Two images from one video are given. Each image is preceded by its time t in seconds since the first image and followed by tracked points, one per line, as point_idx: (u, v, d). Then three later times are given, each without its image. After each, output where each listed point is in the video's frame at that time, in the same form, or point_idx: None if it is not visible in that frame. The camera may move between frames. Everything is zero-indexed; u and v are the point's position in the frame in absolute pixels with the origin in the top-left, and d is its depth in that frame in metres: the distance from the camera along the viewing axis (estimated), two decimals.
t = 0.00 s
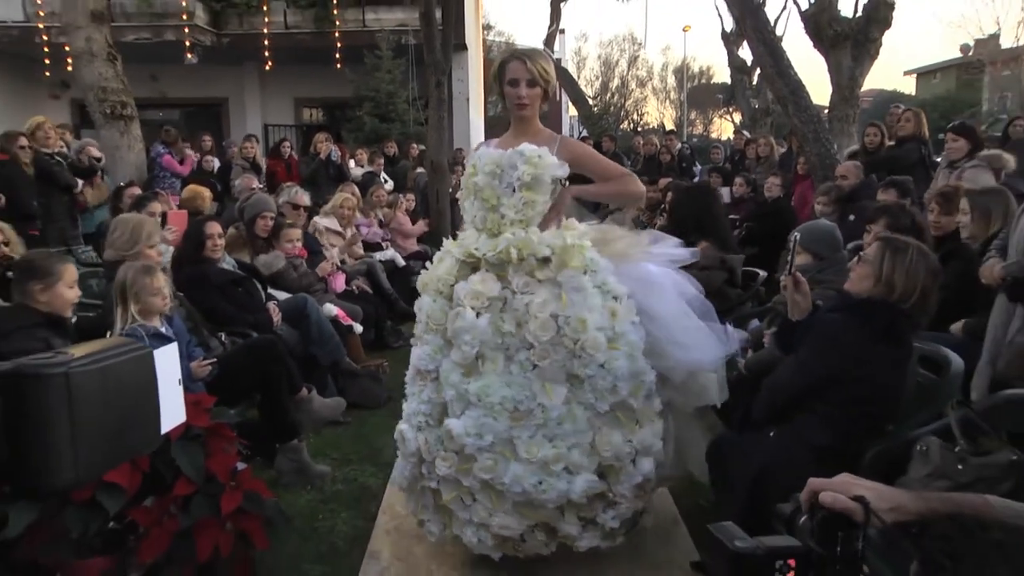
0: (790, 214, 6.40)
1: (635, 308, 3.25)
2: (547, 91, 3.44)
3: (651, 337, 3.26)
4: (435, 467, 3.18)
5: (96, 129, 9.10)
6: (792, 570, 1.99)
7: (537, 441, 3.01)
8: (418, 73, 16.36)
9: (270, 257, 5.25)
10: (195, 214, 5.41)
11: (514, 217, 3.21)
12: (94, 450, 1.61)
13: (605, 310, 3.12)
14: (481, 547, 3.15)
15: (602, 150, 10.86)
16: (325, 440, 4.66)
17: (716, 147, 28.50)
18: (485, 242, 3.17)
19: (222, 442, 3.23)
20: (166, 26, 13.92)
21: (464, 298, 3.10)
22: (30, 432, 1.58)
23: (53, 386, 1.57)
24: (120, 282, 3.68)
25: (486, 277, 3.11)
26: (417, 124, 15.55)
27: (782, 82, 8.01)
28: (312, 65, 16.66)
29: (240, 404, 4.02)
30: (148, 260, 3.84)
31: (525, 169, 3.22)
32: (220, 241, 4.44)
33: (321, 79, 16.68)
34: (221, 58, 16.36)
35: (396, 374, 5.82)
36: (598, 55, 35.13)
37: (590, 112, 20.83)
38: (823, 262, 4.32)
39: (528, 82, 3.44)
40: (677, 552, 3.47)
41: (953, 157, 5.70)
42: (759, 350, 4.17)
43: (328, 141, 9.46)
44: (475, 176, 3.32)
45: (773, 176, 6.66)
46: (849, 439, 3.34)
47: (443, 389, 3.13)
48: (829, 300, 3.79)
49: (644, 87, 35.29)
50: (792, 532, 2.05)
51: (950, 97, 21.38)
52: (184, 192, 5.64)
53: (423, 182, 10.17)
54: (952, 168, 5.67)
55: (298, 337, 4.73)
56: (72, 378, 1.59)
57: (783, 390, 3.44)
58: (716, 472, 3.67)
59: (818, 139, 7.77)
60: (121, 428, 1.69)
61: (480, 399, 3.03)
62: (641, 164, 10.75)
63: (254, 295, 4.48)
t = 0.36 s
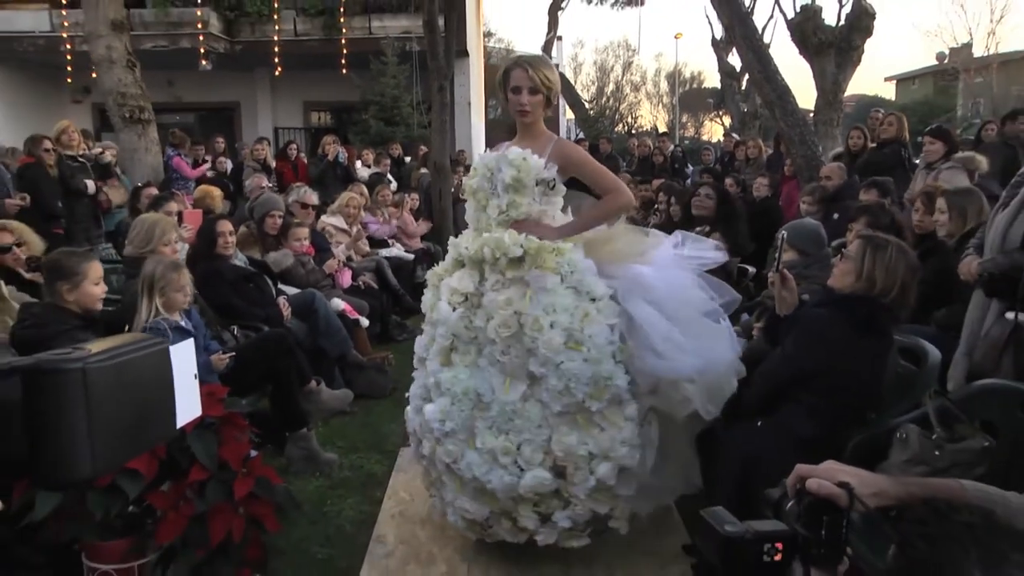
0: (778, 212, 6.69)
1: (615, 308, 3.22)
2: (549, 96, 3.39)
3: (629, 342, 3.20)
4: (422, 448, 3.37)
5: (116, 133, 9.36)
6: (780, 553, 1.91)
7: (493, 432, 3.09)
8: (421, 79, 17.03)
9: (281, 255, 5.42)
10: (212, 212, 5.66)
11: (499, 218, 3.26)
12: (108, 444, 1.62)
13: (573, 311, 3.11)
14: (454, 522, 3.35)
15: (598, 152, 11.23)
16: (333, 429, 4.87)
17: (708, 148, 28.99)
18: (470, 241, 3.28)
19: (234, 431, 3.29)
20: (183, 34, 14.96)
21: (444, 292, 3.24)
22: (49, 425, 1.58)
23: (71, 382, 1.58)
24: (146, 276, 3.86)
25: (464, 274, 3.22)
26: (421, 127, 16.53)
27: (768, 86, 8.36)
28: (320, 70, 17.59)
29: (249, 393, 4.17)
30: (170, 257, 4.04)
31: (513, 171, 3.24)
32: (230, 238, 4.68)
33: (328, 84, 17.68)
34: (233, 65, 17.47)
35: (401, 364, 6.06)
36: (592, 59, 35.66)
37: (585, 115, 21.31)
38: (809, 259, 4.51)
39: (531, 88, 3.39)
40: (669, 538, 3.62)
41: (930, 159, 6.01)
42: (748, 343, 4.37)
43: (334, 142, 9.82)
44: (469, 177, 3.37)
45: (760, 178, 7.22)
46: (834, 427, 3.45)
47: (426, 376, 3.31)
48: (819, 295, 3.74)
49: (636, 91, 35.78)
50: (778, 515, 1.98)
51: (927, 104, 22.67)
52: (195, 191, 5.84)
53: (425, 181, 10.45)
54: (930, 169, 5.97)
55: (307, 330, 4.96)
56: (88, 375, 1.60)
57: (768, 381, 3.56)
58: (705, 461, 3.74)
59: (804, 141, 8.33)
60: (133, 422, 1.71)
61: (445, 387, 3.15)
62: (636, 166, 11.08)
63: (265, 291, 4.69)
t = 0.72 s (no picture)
0: (768, 209, 6.92)
1: (590, 312, 3.32)
2: (550, 100, 3.49)
3: (602, 347, 3.24)
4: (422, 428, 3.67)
5: (131, 133, 9.51)
6: (767, 537, 2.18)
7: (465, 419, 3.36)
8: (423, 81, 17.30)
9: (288, 249, 5.59)
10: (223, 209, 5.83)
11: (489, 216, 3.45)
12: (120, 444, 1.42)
13: (545, 312, 3.25)
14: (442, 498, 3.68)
15: (595, 151, 11.51)
16: (339, 419, 5.05)
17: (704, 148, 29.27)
18: (463, 237, 3.50)
19: (244, 420, 2.86)
20: (194, 38, 15.43)
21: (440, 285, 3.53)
22: (62, 422, 1.40)
23: (84, 376, 1.39)
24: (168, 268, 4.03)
25: (454, 270, 3.48)
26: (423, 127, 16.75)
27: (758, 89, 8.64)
28: (324, 75, 17.97)
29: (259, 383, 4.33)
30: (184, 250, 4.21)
31: (501, 171, 3.40)
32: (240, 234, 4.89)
33: (333, 84, 18.05)
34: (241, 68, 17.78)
35: (403, 355, 6.25)
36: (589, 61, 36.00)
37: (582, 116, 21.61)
38: (796, 254, 4.68)
39: (535, 92, 3.49)
40: (661, 522, 3.79)
41: (912, 158, 6.23)
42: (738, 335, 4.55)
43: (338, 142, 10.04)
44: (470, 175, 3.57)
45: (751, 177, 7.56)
46: (817, 416, 3.57)
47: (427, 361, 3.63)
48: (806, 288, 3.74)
49: (632, 92, 36.09)
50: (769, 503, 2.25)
51: (912, 107, 23.69)
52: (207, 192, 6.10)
53: (426, 179, 10.67)
54: (911, 169, 6.20)
55: (313, 322, 5.16)
56: (103, 368, 1.41)
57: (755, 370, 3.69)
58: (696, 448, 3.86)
59: (792, 140, 8.59)
60: (150, 418, 1.51)
61: (434, 373, 3.47)
62: (632, 166, 11.33)
63: (272, 285, 4.88)
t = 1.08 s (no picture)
0: (765, 206, 6.95)
1: (585, 311, 3.33)
2: (550, 99, 3.50)
3: (595, 346, 3.24)
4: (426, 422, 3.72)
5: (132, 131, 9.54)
6: (764, 532, 2.30)
7: (465, 416, 3.41)
8: (423, 79, 17.32)
9: (288, 246, 5.63)
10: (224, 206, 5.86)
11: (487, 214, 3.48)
12: (104, 437, 1.46)
13: (540, 311, 3.27)
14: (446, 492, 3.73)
15: (594, 149, 11.54)
16: (339, 415, 5.09)
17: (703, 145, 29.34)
18: (463, 235, 3.54)
19: (245, 415, 2.88)
20: (195, 36, 15.47)
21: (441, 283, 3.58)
22: (43, 414, 1.44)
23: (66, 369, 1.43)
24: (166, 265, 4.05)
25: (455, 268, 3.52)
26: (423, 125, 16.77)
27: (757, 86, 8.66)
28: (323, 71, 17.87)
29: (261, 379, 4.38)
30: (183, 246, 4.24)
31: (498, 170, 3.43)
32: (242, 231, 4.92)
33: (333, 82, 18.05)
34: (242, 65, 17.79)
35: (403, 351, 6.29)
36: (588, 58, 36.01)
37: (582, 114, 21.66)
38: (794, 250, 4.71)
39: (534, 91, 3.51)
40: (659, 517, 3.83)
41: (908, 156, 6.27)
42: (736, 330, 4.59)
43: (338, 139, 10.10)
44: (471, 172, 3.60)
45: (749, 172, 7.59)
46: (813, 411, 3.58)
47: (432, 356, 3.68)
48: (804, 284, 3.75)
49: (630, 90, 36.11)
50: (766, 497, 2.36)
51: (909, 104, 23.78)
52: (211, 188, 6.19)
53: (426, 176, 10.71)
54: (908, 166, 6.24)
55: (314, 317, 5.20)
56: (84, 362, 1.45)
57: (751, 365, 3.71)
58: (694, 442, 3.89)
59: (790, 138, 8.62)
60: (135, 412, 1.55)
61: (436, 369, 3.53)
62: (631, 162, 11.37)
63: (273, 281, 4.91)
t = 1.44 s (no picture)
0: (764, 204, 6.95)
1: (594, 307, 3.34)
2: (551, 96, 3.50)
3: (605, 342, 3.30)
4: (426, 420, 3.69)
5: (131, 128, 9.54)
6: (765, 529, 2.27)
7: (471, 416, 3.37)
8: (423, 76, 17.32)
9: (288, 243, 5.62)
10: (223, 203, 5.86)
11: (490, 212, 3.44)
12: (107, 432, 1.47)
13: (547, 308, 3.25)
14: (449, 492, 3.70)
15: (594, 146, 11.54)
16: (339, 412, 5.09)
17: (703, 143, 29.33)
18: (464, 234, 3.51)
19: (245, 413, 2.88)
20: (195, 33, 15.46)
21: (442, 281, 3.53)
22: (47, 409, 1.45)
23: (68, 366, 1.43)
24: (164, 264, 4.04)
25: (458, 266, 3.49)
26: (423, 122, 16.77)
27: (757, 84, 8.66)
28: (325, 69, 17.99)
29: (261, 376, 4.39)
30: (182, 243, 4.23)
31: (502, 168, 3.41)
32: (241, 228, 4.92)
33: (333, 79, 18.04)
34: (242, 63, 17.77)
35: (403, 348, 6.29)
36: (588, 55, 35.98)
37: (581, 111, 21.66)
38: (794, 249, 4.71)
39: (535, 89, 3.51)
40: (658, 514, 3.82)
41: (908, 153, 6.26)
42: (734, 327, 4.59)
43: (338, 137, 10.10)
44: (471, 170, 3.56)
45: (749, 170, 7.58)
46: (814, 408, 3.58)
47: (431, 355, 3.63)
48: (805, 281, 3.77)
49: (630, 87, 36.10)
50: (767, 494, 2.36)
51: (909, 101, 23.78)
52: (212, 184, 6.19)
53: (426, 174, 10.70)
54: (908, 164, 6.23)
55: (314, 315, 5.21)
56: (86, 358, 1.45)
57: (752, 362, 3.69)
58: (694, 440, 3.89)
59: (790, 135, 8.62)
60: (138, 407, 1.55)
61: (438, 369, 3.47)
62: (631, 160, 11.37)
63: (273, 278, 4.92)
